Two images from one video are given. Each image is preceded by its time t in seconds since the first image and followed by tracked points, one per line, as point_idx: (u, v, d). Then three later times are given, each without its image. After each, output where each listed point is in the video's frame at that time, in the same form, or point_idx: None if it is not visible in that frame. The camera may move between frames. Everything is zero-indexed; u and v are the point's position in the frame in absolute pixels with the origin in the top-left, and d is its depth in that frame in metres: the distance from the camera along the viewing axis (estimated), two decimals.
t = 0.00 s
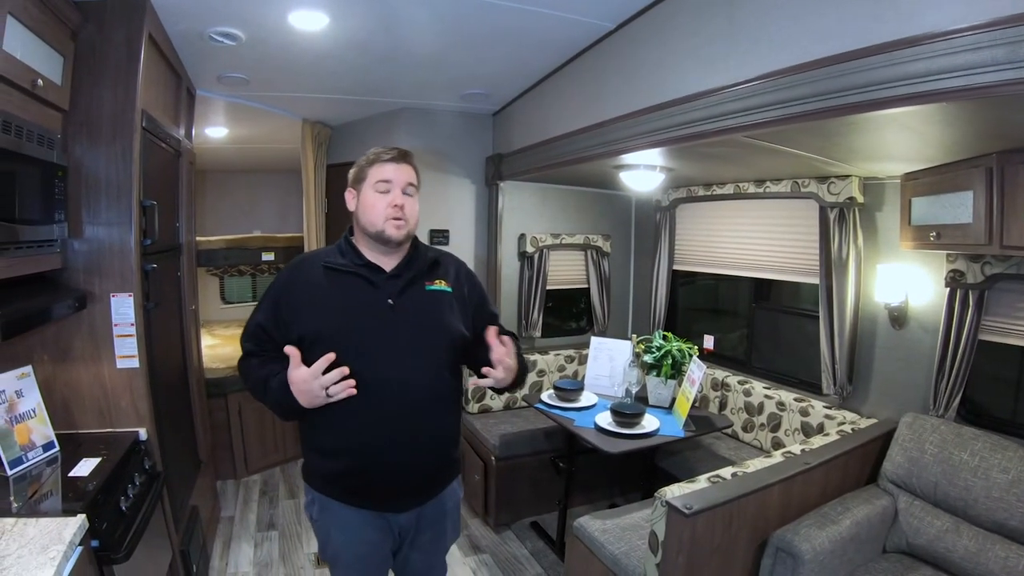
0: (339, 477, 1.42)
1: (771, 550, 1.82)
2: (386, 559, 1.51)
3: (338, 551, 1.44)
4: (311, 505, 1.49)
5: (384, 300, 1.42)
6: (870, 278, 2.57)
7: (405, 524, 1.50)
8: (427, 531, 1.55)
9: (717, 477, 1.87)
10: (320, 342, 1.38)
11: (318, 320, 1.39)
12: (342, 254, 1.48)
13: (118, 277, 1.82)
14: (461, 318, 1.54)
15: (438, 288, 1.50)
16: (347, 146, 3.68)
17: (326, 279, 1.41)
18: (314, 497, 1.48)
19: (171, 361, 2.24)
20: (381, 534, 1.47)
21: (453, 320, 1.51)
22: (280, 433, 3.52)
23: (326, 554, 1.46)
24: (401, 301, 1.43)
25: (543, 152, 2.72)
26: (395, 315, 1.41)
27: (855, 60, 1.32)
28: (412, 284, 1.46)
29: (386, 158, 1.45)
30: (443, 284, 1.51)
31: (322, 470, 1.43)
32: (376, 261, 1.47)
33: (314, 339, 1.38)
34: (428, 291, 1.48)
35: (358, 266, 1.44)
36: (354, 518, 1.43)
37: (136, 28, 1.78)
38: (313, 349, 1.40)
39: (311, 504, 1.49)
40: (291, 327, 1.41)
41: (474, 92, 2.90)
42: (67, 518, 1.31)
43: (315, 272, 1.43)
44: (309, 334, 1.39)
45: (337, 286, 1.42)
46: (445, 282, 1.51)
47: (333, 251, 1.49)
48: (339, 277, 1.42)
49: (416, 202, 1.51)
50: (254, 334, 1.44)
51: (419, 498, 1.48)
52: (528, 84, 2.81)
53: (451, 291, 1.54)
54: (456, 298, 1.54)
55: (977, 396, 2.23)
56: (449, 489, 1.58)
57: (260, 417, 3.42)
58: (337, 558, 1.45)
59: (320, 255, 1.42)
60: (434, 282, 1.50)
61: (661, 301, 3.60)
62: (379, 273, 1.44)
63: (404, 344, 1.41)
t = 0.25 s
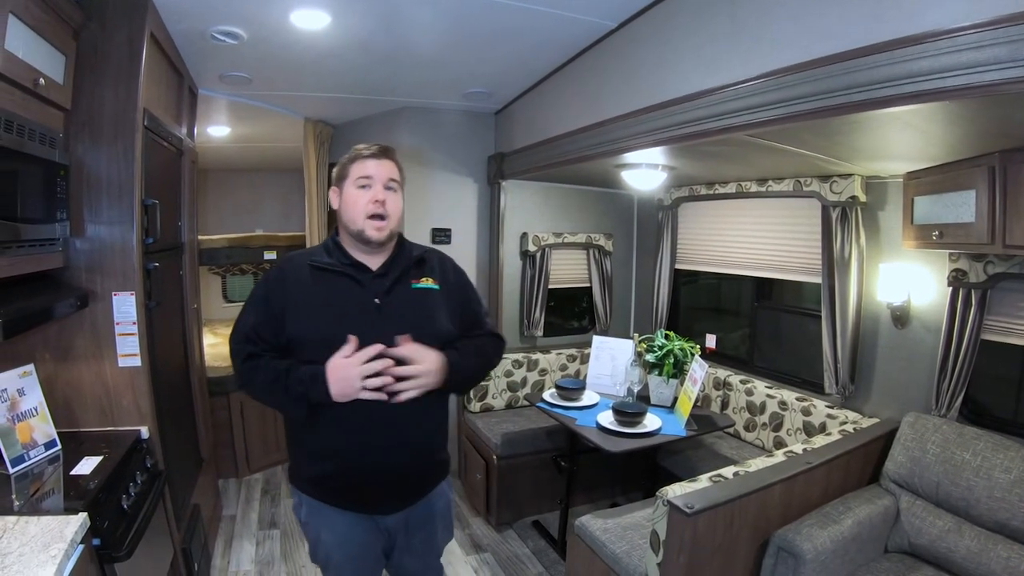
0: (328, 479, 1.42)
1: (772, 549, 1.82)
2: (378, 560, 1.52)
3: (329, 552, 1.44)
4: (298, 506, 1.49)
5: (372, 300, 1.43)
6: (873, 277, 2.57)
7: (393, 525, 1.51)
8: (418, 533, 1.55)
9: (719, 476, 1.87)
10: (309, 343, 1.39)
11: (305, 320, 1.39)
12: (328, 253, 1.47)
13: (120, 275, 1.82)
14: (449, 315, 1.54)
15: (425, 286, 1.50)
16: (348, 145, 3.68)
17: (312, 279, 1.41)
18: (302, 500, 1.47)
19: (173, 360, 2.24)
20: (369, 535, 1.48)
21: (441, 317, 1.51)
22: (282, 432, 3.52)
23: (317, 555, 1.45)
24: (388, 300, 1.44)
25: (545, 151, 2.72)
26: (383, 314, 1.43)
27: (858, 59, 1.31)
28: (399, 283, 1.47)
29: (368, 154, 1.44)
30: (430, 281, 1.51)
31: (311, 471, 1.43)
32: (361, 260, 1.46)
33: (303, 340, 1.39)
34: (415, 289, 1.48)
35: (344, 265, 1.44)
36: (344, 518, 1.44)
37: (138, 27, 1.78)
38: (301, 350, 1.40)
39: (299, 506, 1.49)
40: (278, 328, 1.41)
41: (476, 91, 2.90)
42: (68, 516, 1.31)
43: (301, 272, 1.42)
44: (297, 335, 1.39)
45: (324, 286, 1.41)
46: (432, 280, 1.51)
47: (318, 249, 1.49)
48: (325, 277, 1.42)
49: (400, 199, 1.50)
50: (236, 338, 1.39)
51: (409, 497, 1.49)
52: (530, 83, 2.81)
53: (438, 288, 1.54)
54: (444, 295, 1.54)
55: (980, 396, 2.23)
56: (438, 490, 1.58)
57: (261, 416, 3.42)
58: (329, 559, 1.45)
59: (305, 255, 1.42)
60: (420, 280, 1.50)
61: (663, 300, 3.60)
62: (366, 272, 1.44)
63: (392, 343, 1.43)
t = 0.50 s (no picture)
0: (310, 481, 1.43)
1: (775, 549, 1.81)
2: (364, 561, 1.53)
3: (316, 553, 1.45)
4: (283, 508, 1.49)
5: (353, 303, 1.43)
6: (877, 276, 2.57)
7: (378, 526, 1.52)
8: (405, 536, 1.55)
9: (722, 476, 1.87)
10: (291, 346, 1.40)
11: (286, 323, 1.40)
12: (309, 255, 1.47)
13: (123, 274, 1.82)
14: (432, 317, 1.55)
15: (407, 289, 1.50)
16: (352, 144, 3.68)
17: (294, 283, 1.41)
18: (284, 504, 1.48)
19: (177, 358, 2.24)
20: (354, 536, 1.49)
21: (424, 320, 1.52)
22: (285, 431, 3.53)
23: (303, 557, 1.46)
24: (370, 304, 1.45)
25: (548, 150, 2.72)
26: (364, 318, 1.44)
27: (861, 58, 1.31)
28: (381, 286, 1.47)
29: (350, 154, 1.43)
30: (412, 284, 1.52)
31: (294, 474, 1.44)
32: (343, 262, 1.46)
33: (284, 343, 1.40)
34: (397, 292, 1.49)
35: (326, 268, 1.44)
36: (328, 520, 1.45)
37: (142, 26, 1.78)
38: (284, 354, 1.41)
39: (281, 510, 1.49)
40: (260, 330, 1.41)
41: (479, 90, 2.90)
42: (71, 514, 1.31)
43: (283, 275, 1.42)
44: (279, 338, 1.41)
45: (305, 290, 1.41)
46: (414, 282, 1.52)
47: (300, 251, 1.48)
48: (307, 280, 1.42)
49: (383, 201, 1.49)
50: (218, 341, 1.38)
51: (392, 500, 1.51)
52: (533, 82, 2.81)
53: (420, 290, 1.54)
54: (426, 297, 1.55)
55: (983, 396, 2.22)
56: (422, 493, 1.59)
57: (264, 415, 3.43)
58: (315, 560, 1.46)
59: (286, 257, 1.41)
60: (402, 283, 1.50)
61: (666, 300, 3.60)
62: (348, 275, 1.44)
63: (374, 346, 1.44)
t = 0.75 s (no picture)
0: (300, 485, 1.44)
1: (777, 551, 1.80)
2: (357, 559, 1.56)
3: (310, 554, 1.47)
4: (275, 510, 1.50)
5: (339, 307, 1.44)
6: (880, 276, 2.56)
7: (369, 525, 1.54)
8: (399, 536, 1.56)
9: (724, 476, 1.86)
10: (278, 351, 1.40)
11: (272, 329, 1.40)
12: (293, 257, 1.46)
13: (126, 273, 1.82)
14: (417, 319, 1.56)
15: (391, 292, 1.51)
16: (354, 143, 3.69)
17: (279, 287, 1.41)
18: (275, 508, 1.49)
19: (179, 357, 2.24)
20: (347, 535, 1.51)
21: (410, 322, 1.53)
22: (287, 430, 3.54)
23: (298, 557, 1.47)
24: (355, 307, 1.45)
25: (551, 149, 2.72)
26: (350, 322, 1.44)
27: (866, 57, 1.31)
28: (366, 289, 1.47)
29: (334, 157, 1.42)
30: (397, 286, 1.52)
31: (283, 478, 1.45)
32: (328, 265, 1.46)
33: (270, 348, 1.41)
34: (382, 295, 1.49)
35: (311, 272, 1.44)
36: (319, 522, 1.46)
37: (145, 25, 1.78)
38: (270, 359, 1.41)
39: (274, 514, 1.50)
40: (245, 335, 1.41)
41: (481, 89, 2.90)
42: (73, 513, 1.32)
43: (267, 279, 1.42)
44: (265, 343, 1.41)
45: (290, 294, 1.41)
46: (399, 285, 1.52)
47: (284, 254, 1.47)
48: (292, 285, 1.41)
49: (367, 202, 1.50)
50: (203, 347, 1.39)
51: (382, 502, 1.51)
52: (535, 81, 2.81)
53: (405, 292, 1.55)
54: (411, 299, 1.56)
55: (986, 396, 2.22)
56: (413, 491, 1.59)
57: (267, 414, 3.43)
58: (309, 561, 1.47)
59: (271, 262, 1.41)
60: (387, 285, 1.51)
61: (669, 299, 3.60)
62: (333, 279, 1.44)
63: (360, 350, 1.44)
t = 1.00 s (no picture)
0: (298, 485, 1.44)
1: (779, 550, 1.80)
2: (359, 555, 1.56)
3: (312, 553, 1.46)
4: (275, 511, 1.50)
5: (332, 305, 1.44)
6: (882, 275, 2.56)
7: (369, 523, 1.54)
8: (398, 532, 1.57)
9: (727, 475, 1.86)
10: (273, 350, 1.41)
11: (266, 328, 1.40)
12: (284, 256, 1.47)
13: (128, 272, 1.82)
14: (411, 314, 1.57)
15: (384, 287, 1.51)
16: (356, 142, 3.69)
17: (271, 286, 1.42)
18: (275, 508, 1.48)
19: (181, 355, 2.25)
20: (347, 533, 1.51)
21: (403, 317, 1.53)
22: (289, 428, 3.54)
23: (299, 557, 1.47)
24: (348, 303, 1.46)
25: (553, 148, 2.72)
26: (344, 319, 1.44)
27: (868, 56, 1.31)
28: (358, 286, 1.48)
29: (323, 156, 1.42)
30: (389, 282, 1.53)
31: (281, 478, 1.46)
32: (320, 263, 1.46)
33: (264, 348, 1.41)
34: (375, 291, 1.50)
35: (303, 270, 1.44)
36: (319, 521, 1.46)
37: (146, 23, 1.78)
38: (266, 358, 1.42)
39: (274, 514, 1.50)
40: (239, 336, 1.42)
41: (483, 88, 2.90)
42: (75, 511, 1.32)
43: (259, 279, 1.43)
44: (260, 342, 1.41)
45: (282, 293, 1.42)
46: (391, 280, 1.53)
47: (274, 253, 1.48)
48: (284, 283, 1.42)
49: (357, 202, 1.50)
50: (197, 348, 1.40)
51: (381, 499, 1.52)
52: (537, 80, 2.80)
53: (398, 287, 1.56)
54: (404, 294, 1.56)
55: (989, 396, 2.21)
56: (412, 488, 1.60)
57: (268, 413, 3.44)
58: (312, 560, 1.47)
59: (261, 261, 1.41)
60: (380, 281, 1.51)
61: (671, 299, 3.60)
62: (325, 277, 1.45)
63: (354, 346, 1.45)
